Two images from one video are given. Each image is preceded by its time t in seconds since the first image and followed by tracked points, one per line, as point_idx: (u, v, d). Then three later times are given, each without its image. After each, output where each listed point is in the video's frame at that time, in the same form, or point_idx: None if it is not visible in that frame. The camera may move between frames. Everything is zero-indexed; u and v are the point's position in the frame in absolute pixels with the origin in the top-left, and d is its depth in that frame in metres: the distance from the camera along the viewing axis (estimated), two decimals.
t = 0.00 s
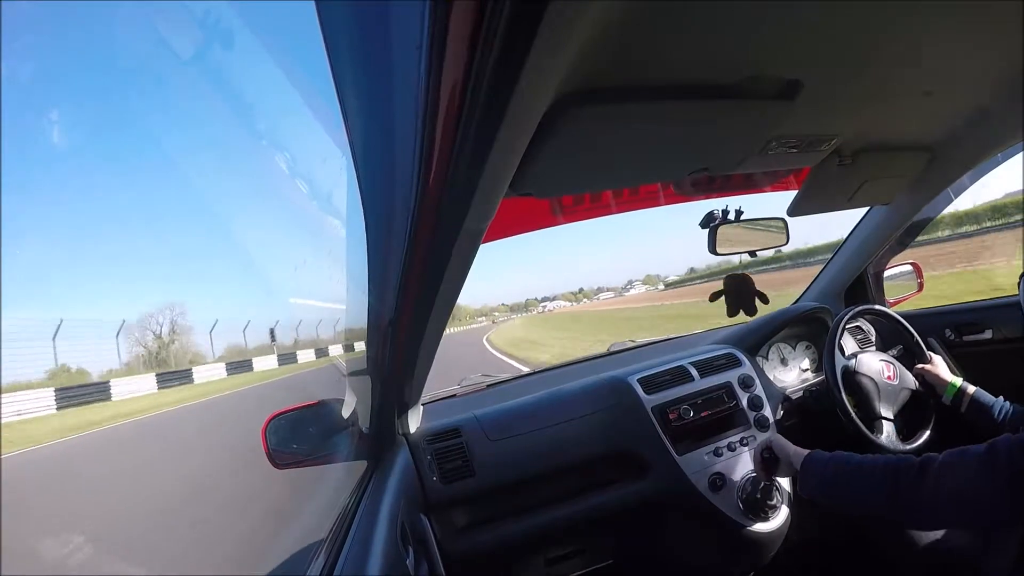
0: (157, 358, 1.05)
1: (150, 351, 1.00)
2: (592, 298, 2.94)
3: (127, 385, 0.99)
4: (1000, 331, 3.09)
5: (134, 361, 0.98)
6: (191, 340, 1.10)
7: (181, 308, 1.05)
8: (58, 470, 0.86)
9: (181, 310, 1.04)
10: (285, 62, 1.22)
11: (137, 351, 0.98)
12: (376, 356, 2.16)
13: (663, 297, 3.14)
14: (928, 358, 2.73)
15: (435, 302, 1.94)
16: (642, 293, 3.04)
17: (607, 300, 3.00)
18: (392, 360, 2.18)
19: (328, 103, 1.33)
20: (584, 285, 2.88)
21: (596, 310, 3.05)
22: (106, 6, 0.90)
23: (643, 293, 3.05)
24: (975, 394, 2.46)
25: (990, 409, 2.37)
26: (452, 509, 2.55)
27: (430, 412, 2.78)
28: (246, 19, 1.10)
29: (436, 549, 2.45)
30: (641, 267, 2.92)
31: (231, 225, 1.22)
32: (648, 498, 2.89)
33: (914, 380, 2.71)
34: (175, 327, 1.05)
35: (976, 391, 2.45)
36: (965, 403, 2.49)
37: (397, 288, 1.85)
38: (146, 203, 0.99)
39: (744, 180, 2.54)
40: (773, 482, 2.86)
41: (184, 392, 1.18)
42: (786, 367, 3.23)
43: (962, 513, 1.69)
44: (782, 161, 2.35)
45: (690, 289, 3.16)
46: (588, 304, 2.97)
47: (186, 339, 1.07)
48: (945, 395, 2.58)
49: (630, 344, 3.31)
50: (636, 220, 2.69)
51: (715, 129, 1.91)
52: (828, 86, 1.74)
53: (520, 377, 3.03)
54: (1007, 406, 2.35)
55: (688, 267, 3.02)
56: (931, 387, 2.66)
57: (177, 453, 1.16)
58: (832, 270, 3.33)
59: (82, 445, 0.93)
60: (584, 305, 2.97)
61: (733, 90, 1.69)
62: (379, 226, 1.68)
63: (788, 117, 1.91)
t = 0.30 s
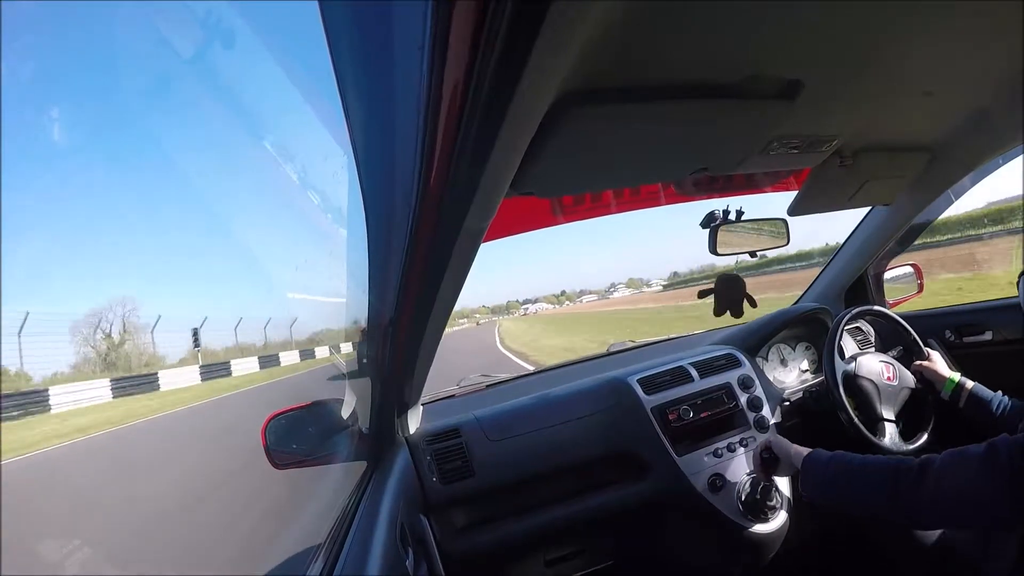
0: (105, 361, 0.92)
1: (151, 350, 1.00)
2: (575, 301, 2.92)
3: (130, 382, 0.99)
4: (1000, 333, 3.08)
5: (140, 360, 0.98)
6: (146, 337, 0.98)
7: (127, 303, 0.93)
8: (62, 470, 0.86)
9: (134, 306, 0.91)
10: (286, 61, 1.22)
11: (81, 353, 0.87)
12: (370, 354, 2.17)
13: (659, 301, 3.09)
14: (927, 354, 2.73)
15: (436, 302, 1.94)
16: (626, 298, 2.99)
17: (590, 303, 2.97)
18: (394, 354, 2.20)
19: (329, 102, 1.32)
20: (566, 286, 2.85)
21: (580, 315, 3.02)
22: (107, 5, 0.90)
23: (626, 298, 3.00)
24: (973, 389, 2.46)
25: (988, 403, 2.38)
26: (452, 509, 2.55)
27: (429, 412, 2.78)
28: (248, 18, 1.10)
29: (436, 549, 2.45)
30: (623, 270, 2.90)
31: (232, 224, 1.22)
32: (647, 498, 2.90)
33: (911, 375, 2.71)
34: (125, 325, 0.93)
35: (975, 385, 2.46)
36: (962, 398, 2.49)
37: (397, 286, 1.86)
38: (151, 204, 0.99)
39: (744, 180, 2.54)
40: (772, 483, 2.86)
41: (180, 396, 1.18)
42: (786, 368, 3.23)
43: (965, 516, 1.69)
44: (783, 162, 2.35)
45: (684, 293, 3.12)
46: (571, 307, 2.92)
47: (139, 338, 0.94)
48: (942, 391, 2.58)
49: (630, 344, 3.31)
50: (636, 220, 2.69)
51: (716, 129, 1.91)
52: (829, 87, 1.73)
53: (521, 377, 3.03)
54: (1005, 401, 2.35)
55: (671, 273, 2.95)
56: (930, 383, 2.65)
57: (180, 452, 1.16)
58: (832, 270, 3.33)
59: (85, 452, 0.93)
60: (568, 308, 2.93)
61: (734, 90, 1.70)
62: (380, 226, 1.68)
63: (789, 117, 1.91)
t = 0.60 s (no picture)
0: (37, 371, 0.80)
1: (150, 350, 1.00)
2: (552, 308, 2.89)
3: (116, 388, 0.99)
4: (999, 331, 3.05)
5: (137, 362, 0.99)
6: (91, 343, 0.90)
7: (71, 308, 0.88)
8: (59, 471, 0.86)
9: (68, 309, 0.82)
10: (285, 62, 1.22)
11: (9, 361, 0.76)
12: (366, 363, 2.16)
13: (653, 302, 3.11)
14: (923, 346, 2.76)
15: (436, 303, 1.94)
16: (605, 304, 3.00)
17: (568, 309, 2.95)
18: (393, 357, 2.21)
19: (328, 104, 1.32)
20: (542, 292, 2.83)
21: (556, 321, 3.00)
22: (106, 7, 0.90)
23: (606, 304, 3.00)
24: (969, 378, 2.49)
25: (987, 392, 2.40)
26: (452, 511, 2.55)
27: (429, 414, 2.79)
28: (247, 20, 1.10)
29: (437, 551, 2.45)
30: (602, 276, 2.92)
31: (230, 225, 1.22)
32: (648, 500, 2.89)
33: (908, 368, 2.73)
34: (64, 328, 0.84)
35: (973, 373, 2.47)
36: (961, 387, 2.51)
37: (396, 287, 1.86)
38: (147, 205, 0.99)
39: (743, 182, 2.54)
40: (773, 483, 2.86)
41: (174, 399, 1.18)
42: (785, 369, 3.23)
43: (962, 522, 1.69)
44: (782, 163, 2.36)
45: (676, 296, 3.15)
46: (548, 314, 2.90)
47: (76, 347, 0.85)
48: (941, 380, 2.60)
49: (630, 346, 3.32)
50: (635, 222, 2.68)
51: (714, 130, 1.91)
52: (827, 87, 1.74)
53: (521, 379, 3.04)
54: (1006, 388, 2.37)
55: (648, 278, 2.96)
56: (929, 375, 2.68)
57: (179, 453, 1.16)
58: (832, 271, 3.33)
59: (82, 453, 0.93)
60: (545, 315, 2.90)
61: (732, 91, 1.70)
62: (379, 227, 1.69)
63: (787, 118, 1.92)
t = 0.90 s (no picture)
0: None
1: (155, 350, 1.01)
2: (541, 305, 2.85)
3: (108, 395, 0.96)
4: (999, 330, 3.05)
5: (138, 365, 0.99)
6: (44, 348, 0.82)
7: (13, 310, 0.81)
8: (64, 471, 0.86)
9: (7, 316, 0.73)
10: (284, 60, 1.22)
11: None
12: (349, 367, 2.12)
13: (642, 299, 3.09)
14: (923, 344, 2.75)
15: (437, 301, 1.95)
16: (593, 301, 2.97)
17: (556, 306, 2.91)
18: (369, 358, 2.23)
19: (328, 103, 1.33)
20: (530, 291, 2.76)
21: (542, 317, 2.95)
22: (108, 6, 0.90)
23: (595, 301, 2.98)
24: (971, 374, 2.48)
25: (988, 387, 2.40)
26: (452, 509, 2.56)
27: (430, 412, 2.80)
28: (246, 18, 1.10)
29: (437, 549, 2.45)
30: (592, 272, 2.89)
31: (233, 225, 1.22)
32: (648, 498, 2.90)
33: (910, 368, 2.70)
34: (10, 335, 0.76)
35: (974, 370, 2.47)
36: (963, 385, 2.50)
37: (397, 286, 1.87)
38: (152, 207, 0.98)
39: (744, 179, 2.53)
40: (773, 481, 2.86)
41: (179, 399, 1.18)
42: (786, 366, 3.24)
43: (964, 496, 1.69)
44: (783, 160, 2.35)
45: (669, 294, 3.12)
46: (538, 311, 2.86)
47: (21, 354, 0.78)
48: (943, 378, 2.60)
49: (630, 343, 3.32)
50: (636, 219, 2.68)
51: (715, 127, 1.90)
52: (827, 86, 1.74)
53: (522, 376, 3.05)
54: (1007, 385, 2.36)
55: (636, 276, 2.92)
56: (930, 373, 2.67)
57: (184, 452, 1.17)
58: (833, 268, 3.33)
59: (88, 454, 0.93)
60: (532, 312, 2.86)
61: (733, 90, 1.70)
62: (379, 226, 1.69)
63: (787, 117, 1.92)
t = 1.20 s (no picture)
0: None
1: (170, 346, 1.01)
2: (528, 309, 2.78)
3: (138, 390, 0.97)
4: (999, 331, 3.05)
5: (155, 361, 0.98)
6: None
7: None
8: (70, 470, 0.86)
9: None
10: (285, 61, 1.20)
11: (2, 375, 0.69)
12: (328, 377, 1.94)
13: (630, 303, 3.07)
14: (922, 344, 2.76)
15: (437, 300, 1.95)
16: (581, 305, 2.96)
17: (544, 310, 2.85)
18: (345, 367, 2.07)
19: (328, 103, 1.32)
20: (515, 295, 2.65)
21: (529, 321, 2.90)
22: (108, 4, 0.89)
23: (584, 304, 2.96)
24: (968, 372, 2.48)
25: (985, 385, 2.40)
26: (452, 509, 2.56)
27: (430, 412, 2.80)
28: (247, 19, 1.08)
29: (436, 549, 2.45)
30: (579, 275, 2.87)
31: (232, 224, 1.22)
32: (648, 499, 2.90)
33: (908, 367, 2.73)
34: None
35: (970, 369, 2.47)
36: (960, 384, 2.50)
37: (397, 287, 1.87)
38: (150, 207, 0.98)
39: (744, 179, 2.53)
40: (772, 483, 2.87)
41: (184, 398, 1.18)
42: (786, 367, 3.24)
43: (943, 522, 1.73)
44: (783, 162, 2.35)
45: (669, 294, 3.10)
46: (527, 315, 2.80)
47: None
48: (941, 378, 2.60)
49: (630, 344, 3.33)
50: (636, 220, 2.68)
51: (716, 128, 1.91)
52: (827, 87, 1.75)
53: (522, 377, 3.06)
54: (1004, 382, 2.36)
55: (624, 279, 2.92)
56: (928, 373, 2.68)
57: (193, 448, 1.17)
58: (833, 270, 3.34)
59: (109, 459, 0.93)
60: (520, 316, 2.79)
61: (734, 90, 1.70)
62: (379, 226, 1.69)
63: (787, 118, 1.92)
